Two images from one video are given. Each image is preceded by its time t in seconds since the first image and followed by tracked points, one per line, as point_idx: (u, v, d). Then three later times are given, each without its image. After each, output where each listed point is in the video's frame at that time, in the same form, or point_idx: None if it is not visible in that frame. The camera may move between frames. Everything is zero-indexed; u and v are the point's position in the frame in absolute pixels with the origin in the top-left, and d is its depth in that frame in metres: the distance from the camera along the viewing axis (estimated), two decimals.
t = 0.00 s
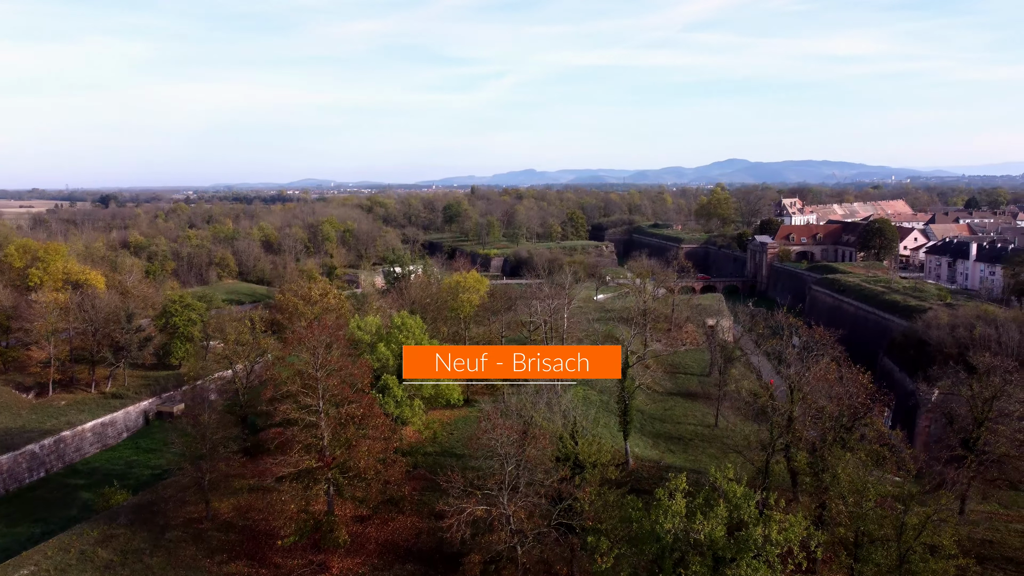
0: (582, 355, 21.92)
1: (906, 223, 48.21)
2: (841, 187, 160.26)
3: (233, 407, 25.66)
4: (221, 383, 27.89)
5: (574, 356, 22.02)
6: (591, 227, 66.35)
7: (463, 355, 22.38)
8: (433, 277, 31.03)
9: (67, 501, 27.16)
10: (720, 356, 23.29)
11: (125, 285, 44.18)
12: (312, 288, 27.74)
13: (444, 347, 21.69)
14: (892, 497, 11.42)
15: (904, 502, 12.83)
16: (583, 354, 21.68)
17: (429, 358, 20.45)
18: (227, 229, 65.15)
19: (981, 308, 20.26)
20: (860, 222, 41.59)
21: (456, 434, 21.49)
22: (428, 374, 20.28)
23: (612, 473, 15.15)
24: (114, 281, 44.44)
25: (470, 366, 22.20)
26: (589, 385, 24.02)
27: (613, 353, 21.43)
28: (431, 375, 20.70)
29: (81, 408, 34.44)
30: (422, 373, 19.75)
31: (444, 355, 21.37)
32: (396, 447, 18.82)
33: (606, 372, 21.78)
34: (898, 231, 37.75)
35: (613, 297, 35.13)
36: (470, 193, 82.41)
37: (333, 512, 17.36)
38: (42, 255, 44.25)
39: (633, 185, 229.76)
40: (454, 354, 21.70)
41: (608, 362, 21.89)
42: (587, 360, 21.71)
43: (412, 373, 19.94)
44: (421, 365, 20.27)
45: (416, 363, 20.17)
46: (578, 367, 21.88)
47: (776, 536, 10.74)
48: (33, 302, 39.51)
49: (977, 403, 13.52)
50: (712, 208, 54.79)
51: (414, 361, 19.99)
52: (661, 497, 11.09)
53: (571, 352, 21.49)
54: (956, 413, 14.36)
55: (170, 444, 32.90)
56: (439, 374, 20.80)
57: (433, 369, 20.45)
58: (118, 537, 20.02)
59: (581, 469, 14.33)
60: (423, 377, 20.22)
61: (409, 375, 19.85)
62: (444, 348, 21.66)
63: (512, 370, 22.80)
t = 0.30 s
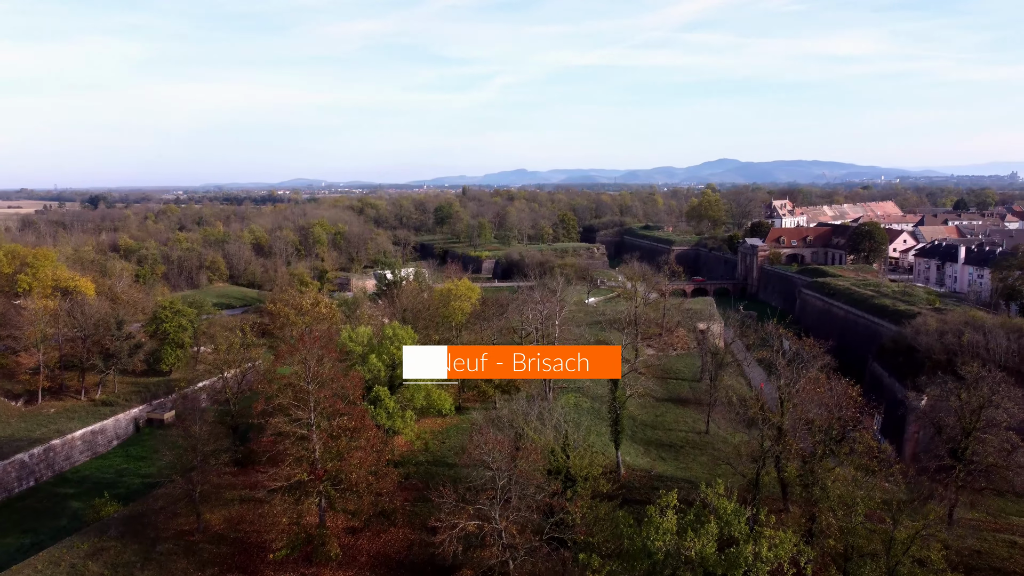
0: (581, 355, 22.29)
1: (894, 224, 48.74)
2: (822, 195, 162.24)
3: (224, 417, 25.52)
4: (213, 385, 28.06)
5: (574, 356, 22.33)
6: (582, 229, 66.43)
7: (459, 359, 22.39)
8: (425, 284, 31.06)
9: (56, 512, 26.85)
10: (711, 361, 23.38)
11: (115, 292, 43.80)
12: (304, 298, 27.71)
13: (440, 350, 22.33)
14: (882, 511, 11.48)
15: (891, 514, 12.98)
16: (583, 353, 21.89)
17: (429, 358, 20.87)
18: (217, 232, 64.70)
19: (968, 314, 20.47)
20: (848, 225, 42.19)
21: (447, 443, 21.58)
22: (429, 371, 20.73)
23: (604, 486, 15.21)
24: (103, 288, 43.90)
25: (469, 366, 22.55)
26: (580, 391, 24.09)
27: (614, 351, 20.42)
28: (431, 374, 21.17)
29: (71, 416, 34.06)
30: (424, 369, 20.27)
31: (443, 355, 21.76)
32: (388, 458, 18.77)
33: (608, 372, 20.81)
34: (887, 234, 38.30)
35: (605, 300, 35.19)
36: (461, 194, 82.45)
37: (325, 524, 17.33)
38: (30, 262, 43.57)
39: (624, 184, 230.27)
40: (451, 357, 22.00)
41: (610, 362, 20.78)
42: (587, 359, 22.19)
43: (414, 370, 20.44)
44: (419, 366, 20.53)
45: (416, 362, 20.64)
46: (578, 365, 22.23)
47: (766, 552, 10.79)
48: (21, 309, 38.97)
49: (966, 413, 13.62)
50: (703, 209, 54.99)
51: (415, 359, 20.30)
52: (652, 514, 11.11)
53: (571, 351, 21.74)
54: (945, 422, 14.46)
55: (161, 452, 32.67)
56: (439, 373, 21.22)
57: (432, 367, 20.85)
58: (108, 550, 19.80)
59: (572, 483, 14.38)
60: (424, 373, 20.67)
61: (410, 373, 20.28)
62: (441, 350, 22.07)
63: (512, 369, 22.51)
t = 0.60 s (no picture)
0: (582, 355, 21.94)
1: (883, 227, 49.29)
2: (810, 195, 163.78)
3: (216, 427, 25.47)
4: (203, 392, 28.01)
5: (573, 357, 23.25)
6: (573, 230, 66.65)
7: (463, 366, 21.48)
8: (417, 291, 31.13)
9: (45, 523, 26.61)
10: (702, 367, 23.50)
11: (105, 298, 43.50)
12: (296, 308, 27.69)
13: (438, 350, 22.67)
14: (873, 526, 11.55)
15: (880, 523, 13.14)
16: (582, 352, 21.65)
17: (429, 358, 21.06)
18: (207, 235, 64.32)
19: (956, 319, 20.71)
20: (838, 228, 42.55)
21: (438, 452, 21.66)
22: (427, 373, 20.95)
23: (596, 498, 15.30)
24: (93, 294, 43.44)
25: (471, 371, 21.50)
26: (572, 398, 24.19)
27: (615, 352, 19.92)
28: (432, 374, 21.38)
29: (60, 424, 33.73)
30: (424, 369, 20.58)
31: (444, 355, 21.82)
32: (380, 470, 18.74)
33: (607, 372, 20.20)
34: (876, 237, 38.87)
35: (596, 304, 35.33)
36: (453, 195, 82.46)
37: (317, 536, 17.27)
38: (18, 268, 42.93)
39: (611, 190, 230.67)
40: (455, 360, 21.71)
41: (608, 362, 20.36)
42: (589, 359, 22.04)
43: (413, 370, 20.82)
44: (416, 371, 20.77)
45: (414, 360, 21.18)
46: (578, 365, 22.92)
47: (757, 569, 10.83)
48: (9, 317, 38.50)
49: (953, 423, 13.79)
50: (694, 211, 55.25)
51: (412, 362, 20.55)
52: (642, 531, 11.12)
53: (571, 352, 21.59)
54: (933, 432, 14.65)
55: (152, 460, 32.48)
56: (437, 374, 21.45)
57: (432, 368, 21.12)
58: (99, 563, 19.63)
59: (563, 496, 14.44)
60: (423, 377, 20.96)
61: (410, 372, 20.59)
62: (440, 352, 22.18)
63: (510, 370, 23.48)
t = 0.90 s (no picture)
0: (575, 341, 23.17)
1: (871, 229, 49.82)
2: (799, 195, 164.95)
3: (206, 437, 25.32)
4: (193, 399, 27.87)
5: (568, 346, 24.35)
6: (564, 232, 66.81)
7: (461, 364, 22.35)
8: (409, 299, 31.12)
9: (34, 533, 26.35)
10: (692, 374, 23.58)
11: (95, 304, 43.16)
12: (288, 318, 27.69)
13: (438, 351, 23.30)
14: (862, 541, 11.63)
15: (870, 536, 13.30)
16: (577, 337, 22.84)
17: (428, 359, 21.92)
18: (197, 238, 63.93)
19: (943, 324, 21.26)
20: (828, 231, 42.78)
21: (430, 461, 21.75)
22: (422, 382, 20.98)
23: (587, 511, 15.32)
24: (81, 301, 43.03)
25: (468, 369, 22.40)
26: (563, 405, 24.26)
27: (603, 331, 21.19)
28: (432, 374, 22.32)
29: (48, 432, 33.38)
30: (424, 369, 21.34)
31: (444, 356, 22.69)
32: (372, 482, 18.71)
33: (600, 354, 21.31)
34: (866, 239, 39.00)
35: (588, 308, 35.43)
36: (444, 196, 82.41)
37: (308, 549, 17.17)
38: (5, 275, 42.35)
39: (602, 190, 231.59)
40: (455, 361, 22.48)
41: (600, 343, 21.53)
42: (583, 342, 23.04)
43: (414, 368, 21.99)
44: (416, 371, 21.48)
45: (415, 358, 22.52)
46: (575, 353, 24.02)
47: None
48: None
49: (942, 433, 14.00)
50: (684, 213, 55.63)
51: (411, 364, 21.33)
52: (634, 550, 11.10)
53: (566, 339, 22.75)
54: (921, 442, 14.85)
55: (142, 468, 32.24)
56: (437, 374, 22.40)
57: (432, 369, 21.93)
58: None
59: (554, 510, 14.44)
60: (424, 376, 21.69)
61: (411, 372, 21.43)
62: (442, 352, 23.16)
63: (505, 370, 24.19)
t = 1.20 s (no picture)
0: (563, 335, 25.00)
1: (859, 231, 50.31)
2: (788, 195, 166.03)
3: (197, 448, 25.19)
4: (182, 409, 27.63)
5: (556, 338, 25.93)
6: (555, 234, 66.90)
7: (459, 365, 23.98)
8: (400, 305, 31.15)
9: (22, 545, 26.06)
10: (682, 380, 23.73)
11: (83, 310, 42.74)
12: (279, 328, 27.63)
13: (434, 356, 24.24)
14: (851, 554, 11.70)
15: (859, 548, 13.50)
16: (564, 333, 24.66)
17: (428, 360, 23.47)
18: (187, 240, 63.44)
19: (931, 329, 21.71)
20: (818, 233, 43.19)
21: (421, 470, 21.78)
22: (412, 393, 21.00)
23: (577, 522, 15.37)
24: (69, 308, 42.52)
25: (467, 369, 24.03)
26: (554, 411, 24.31)
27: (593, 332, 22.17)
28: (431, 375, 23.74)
29: (35, 440, 32.99)
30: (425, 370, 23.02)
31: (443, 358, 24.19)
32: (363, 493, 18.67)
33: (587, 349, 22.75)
34: (854, 243, 39.30)
35: (578, 312, 35.53)
36: (435, 197, 82.28)
37: (299, 562, 17.05)
38: None
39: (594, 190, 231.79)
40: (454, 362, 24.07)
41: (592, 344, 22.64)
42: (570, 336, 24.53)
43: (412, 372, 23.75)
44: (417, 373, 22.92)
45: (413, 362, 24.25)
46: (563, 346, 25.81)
47: None
48: None
49: (929, 443, 14.17)
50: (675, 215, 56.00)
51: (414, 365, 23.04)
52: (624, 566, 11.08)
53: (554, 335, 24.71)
54: (909, 451, 15.06)
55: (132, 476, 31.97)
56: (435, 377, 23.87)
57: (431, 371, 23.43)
58: None
59: (545, 523, 14.44)
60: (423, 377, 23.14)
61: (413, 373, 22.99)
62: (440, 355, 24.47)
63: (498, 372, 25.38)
